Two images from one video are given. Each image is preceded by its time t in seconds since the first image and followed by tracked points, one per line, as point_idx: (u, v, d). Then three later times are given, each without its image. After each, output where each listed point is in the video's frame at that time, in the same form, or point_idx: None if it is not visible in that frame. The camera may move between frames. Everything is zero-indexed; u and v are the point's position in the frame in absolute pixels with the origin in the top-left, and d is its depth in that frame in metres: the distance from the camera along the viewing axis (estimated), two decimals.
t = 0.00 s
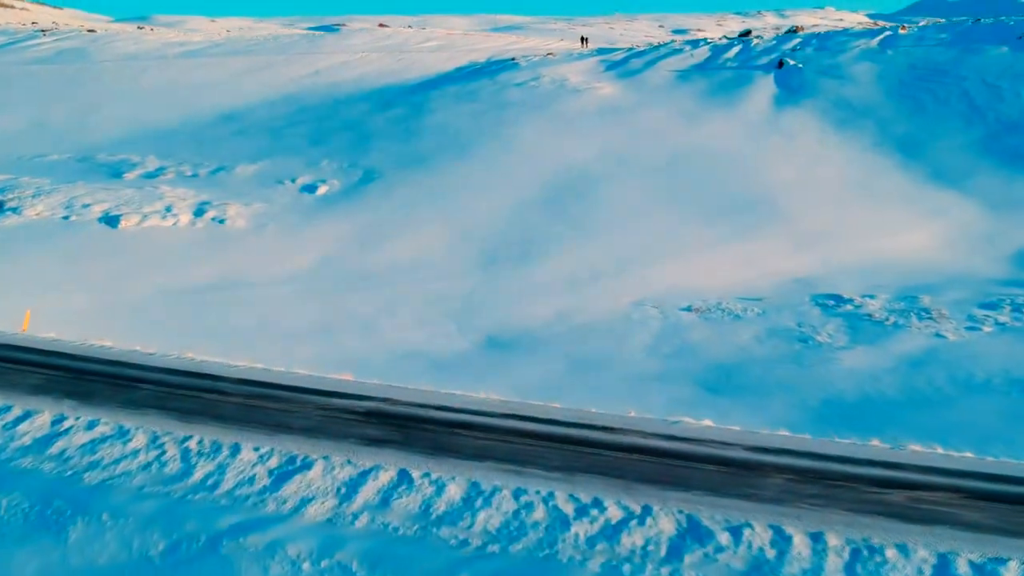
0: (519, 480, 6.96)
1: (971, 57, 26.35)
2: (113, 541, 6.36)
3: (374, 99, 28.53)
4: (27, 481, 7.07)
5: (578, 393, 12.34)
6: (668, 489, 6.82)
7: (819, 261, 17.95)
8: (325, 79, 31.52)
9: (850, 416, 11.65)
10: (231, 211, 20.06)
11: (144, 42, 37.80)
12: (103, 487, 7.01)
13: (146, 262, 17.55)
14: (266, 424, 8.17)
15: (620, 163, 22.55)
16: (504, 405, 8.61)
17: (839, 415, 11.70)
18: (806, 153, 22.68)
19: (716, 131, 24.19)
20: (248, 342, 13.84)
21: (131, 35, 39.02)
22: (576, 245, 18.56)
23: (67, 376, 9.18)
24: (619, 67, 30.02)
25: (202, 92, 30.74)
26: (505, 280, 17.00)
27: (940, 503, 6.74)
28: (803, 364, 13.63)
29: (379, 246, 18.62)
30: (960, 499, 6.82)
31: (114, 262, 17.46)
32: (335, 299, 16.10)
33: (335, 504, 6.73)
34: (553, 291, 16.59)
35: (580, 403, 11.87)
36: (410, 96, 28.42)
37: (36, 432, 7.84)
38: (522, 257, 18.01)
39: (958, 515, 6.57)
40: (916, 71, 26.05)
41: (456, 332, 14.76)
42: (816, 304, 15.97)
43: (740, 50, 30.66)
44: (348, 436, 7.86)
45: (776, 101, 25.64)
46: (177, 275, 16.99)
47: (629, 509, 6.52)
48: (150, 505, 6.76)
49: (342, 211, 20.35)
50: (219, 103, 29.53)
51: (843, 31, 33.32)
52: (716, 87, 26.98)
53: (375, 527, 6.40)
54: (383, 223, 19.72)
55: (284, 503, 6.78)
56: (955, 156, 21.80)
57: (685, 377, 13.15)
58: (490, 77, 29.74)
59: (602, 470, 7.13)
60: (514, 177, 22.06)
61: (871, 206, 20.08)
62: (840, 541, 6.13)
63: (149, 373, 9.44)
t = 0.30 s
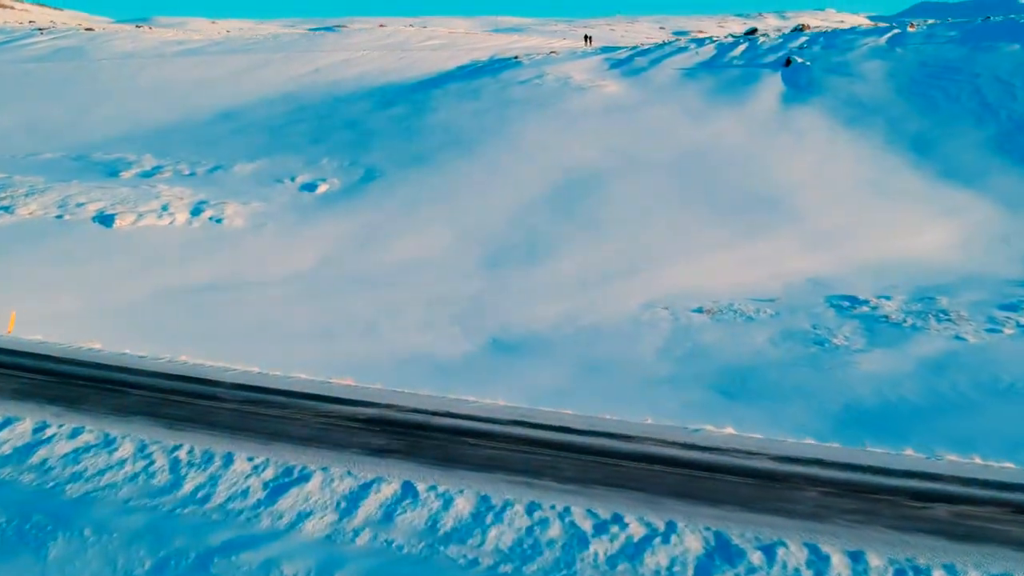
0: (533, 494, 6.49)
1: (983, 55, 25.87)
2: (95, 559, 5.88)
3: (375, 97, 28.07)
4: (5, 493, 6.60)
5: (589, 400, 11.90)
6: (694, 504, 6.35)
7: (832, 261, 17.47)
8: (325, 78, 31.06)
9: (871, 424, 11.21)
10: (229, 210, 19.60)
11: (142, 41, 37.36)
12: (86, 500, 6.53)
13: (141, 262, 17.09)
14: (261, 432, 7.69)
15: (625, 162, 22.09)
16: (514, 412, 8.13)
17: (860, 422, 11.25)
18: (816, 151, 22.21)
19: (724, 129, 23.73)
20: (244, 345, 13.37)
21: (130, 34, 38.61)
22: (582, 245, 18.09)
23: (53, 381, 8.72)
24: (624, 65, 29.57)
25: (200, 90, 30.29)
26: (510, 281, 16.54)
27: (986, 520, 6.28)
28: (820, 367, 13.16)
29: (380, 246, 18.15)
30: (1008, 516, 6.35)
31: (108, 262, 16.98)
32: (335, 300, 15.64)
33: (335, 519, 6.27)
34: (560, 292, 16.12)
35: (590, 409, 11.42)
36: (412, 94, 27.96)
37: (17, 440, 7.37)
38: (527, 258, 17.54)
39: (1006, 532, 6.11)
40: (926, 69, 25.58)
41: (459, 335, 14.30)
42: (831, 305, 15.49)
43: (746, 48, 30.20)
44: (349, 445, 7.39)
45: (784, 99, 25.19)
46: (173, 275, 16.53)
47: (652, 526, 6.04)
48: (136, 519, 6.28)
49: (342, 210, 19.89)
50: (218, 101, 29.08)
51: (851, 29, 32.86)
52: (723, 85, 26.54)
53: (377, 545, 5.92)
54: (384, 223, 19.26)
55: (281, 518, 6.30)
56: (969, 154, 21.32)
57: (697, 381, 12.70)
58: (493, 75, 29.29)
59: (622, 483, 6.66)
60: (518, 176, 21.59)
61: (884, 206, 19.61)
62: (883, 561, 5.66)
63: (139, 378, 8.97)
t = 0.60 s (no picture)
0: (548, 510, 6.05)
1: (993, 53, 25.44)
2: None
3: (376, 97, 27.66)
4: None
5: (599, 406, 11.45)
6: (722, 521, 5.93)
7: (844, 262, 17.03)
8: (326, 77, 30.66)
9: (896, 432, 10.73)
10: (226, 210, 19.19)
11: (141, 41, 37.01)
12: (68, 516, 6.08)
13: (135, 263, 16.64)
14: (257, 441, 7.26)
15: (631, 161, 21.65)
16: (524, 420, 7.70)
17: (883, 431, 10.78)
18: (826, 150, 21.78)
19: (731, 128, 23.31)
20: (241, 349, 12.93)
21: (129, 34, 38.27)
22: (588, 246, 17.64)
23: (37, 388, 8.27)
24: (628, 64, 29.18)
25: (199, 90, 29.89)
26: (515, 282, 16.09)
27: None
28: (837, 372, 12.70)
29: (381, 247, 17.71)
30: None
31: (102, 263, 16.54)
32: (335, 302, 15.19)
33: (335, 537, 5.82)
34: (566, 294, 15.68)
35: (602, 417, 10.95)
36: (413, 94, 27.54)
37: None
38: (532, 259, 17.08)
39: None
40: (936, 67, 25.13)
41: (463, 339, 13.84)
42: (845, 307, 15.05)
43: (752, 47, 29.81)
44: (350, 456, 6.96)
45: (791, 98, 24.78)
46: (168, 277, 16.09)
47: (678, 544, 5.62)
48: (121, 537, 5.84)
49: (343, 210, 19.43)
50: (216, 100, 28.70)
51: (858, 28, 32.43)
52: (729, 85, 26.12)
53: (381, 566, 5.48)
54: (385, 223, 18.81)
55: (277, 535, 5.86)
56: (982, 152, 20.85)
57: (711, 386, 12.24)
58: (495, 74, 28.90)
59: (644, 497, 6.24)
60: (522, 176, 21.17)
61: (896, 205, 19.17)
62: None
63: (128, 383, 8.53)
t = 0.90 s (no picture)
0: (568, 527, 5.83)
1: (1005, 52, 25.07)
2: None
3: (378, 97, 27.31)
4: None
5: (610, 413, 11.06)
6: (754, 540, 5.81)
7: (858, 264, 16.64)
8: (327, 77, 30.33)
9: (919, 441, 10.35)
10: (226, 210, 18.84)
11: (142, 41, 36.75)
12: (52, 533, 5.69)
13: (132, 264, 16.29)
14: (255, 450, 6.89)
15: (638, 162, 21.29)
16: (538, 429, 7.49)
17: (907, 440, 10.38)
18: (836, 150, 21.41)
19: (738, 128, 22.96)
20: (241, 352, 12.56)
21: (130, 34, 38.00)
22: (596, 248, 17.27)
23: (23, 394, 7.91)
24: (633, 64, 28.85)
25: (199, 90, 29.55)
26: (521, 285, 15.71)
27: None
28: (855, 377, 12.31)
29: (383, 248, 17.34)
30: None
31: (100, 264, 16.20)
32: (337, 305, 14.82)
33: (339, 555, 5.44)
34: (573, 296, 15.30)
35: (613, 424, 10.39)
36: (416, 94, 27.19)
37: None
38: (538, 261, 16.68)
39: None
40: (947, 66, 24.76)
41: (468, 343, 13.46)
42: (860, 310, 14.67)
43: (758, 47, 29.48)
44: (354, 466, 6.61)
45: (800, 98, 24.43)
46: (167, 279, 15.73)
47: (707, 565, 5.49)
48: (110, 555, 5.45)
49: (345, 211, 19.06)
50: (216, 100, 28.37)
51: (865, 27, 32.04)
52: (736, 84, 25.77)
53: None
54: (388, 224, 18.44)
55: (279, 552, 5.49)
56: (996, 151, 20.45)
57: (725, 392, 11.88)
58: (499, 74, 28.57)
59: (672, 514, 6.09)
60: (527, 176, 20.81)
61: (909, 206, 18.80)
62: None
63: (120, 389, 8.17)
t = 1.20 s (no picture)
0: (589, 548, 5.74)
1: (1015, 52, 24.75)
2: None
3: (380, 98, 26.99)
4: None
5: (623, 420, 10.67)
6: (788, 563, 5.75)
7: (872, 265, 16.24)
8: (328, 78, 29.99)
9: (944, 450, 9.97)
10: (226, 212, 18.48)
11: (140, 42, 36.37)
12: (34, 552, 5.33)
13: (129, 267, 15.92)
14: (254, 463, 6.66)
15: (644, 162, 20.94)
16: (550, 440, 7.41)
17: (930, 447, 10.00)
18: (846, 151, 21.07)
19: (746, 129, 22.63)
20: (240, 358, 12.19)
21: (128, 36, 37.69)
22: (603, 250, 16.91)
23: (11, 405, 7.61)
24: (638, 65, 28.54)
25: (198, 91, 29.20)
26: (528, 288, 15.35)
27: None
28: (872, 382, 11.94)
29: (386, 250, 16.98)
30: None
31: (96, 267, 15.83)
32: (339, 308, 14.45)
33: None
34: (581, 299, 14.93)
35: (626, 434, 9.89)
36: (418, 95, 26.87)
37: None
38: (544, 264, 16.30)
39: None
40: (956, 67, 24.45)
41: (474, 347, 13.09)
42: (875, 314, 14.31)
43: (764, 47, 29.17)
44: (358, 482, 6.43)
45: (807, 99, 24.11)
46: (164, 282, 15.36)
47: None
48: None
49: (346, 213, 18.70)
50: (216, 102, 28.04)
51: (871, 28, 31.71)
52: (742, 85, 25.46)
53: None
54: (390, 226, 18.10)
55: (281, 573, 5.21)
56: (1010, 151, 20.09)
57: (740, 398, 11.49)
58: (501, 75, 28.25)
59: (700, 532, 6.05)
60: (531, 177, 20.47)
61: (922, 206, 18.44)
62: None
63: (111, 398, 7.89)
